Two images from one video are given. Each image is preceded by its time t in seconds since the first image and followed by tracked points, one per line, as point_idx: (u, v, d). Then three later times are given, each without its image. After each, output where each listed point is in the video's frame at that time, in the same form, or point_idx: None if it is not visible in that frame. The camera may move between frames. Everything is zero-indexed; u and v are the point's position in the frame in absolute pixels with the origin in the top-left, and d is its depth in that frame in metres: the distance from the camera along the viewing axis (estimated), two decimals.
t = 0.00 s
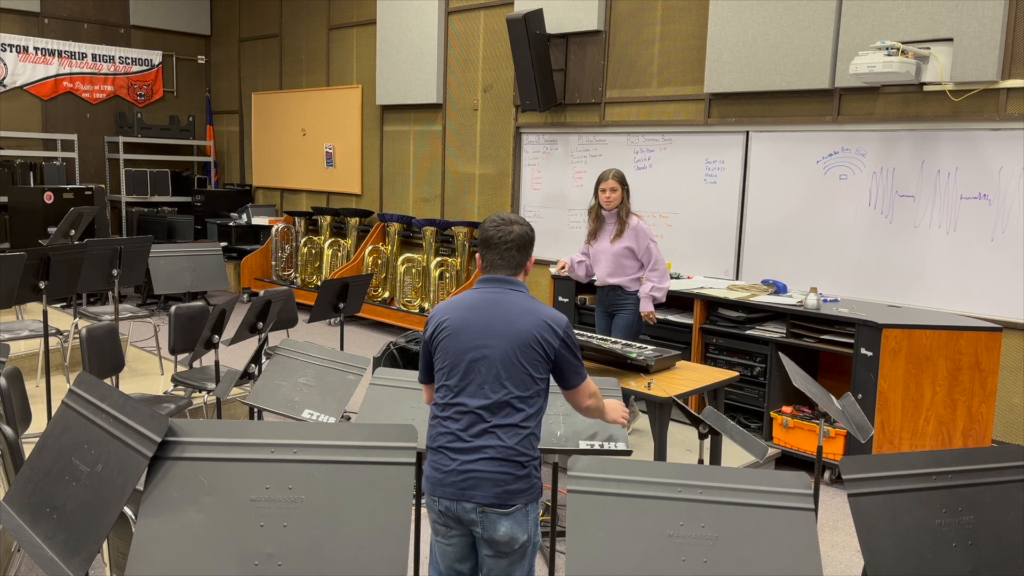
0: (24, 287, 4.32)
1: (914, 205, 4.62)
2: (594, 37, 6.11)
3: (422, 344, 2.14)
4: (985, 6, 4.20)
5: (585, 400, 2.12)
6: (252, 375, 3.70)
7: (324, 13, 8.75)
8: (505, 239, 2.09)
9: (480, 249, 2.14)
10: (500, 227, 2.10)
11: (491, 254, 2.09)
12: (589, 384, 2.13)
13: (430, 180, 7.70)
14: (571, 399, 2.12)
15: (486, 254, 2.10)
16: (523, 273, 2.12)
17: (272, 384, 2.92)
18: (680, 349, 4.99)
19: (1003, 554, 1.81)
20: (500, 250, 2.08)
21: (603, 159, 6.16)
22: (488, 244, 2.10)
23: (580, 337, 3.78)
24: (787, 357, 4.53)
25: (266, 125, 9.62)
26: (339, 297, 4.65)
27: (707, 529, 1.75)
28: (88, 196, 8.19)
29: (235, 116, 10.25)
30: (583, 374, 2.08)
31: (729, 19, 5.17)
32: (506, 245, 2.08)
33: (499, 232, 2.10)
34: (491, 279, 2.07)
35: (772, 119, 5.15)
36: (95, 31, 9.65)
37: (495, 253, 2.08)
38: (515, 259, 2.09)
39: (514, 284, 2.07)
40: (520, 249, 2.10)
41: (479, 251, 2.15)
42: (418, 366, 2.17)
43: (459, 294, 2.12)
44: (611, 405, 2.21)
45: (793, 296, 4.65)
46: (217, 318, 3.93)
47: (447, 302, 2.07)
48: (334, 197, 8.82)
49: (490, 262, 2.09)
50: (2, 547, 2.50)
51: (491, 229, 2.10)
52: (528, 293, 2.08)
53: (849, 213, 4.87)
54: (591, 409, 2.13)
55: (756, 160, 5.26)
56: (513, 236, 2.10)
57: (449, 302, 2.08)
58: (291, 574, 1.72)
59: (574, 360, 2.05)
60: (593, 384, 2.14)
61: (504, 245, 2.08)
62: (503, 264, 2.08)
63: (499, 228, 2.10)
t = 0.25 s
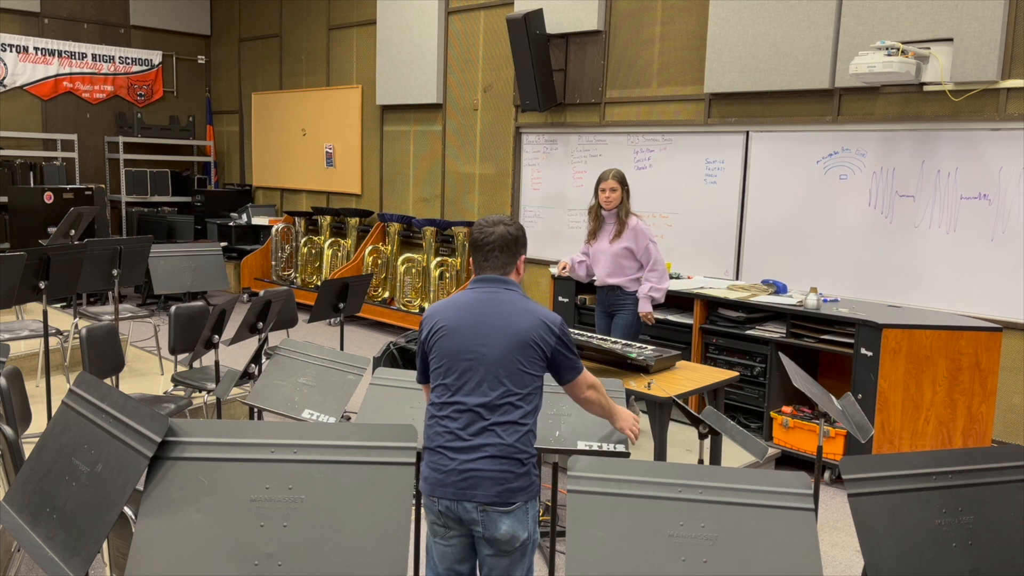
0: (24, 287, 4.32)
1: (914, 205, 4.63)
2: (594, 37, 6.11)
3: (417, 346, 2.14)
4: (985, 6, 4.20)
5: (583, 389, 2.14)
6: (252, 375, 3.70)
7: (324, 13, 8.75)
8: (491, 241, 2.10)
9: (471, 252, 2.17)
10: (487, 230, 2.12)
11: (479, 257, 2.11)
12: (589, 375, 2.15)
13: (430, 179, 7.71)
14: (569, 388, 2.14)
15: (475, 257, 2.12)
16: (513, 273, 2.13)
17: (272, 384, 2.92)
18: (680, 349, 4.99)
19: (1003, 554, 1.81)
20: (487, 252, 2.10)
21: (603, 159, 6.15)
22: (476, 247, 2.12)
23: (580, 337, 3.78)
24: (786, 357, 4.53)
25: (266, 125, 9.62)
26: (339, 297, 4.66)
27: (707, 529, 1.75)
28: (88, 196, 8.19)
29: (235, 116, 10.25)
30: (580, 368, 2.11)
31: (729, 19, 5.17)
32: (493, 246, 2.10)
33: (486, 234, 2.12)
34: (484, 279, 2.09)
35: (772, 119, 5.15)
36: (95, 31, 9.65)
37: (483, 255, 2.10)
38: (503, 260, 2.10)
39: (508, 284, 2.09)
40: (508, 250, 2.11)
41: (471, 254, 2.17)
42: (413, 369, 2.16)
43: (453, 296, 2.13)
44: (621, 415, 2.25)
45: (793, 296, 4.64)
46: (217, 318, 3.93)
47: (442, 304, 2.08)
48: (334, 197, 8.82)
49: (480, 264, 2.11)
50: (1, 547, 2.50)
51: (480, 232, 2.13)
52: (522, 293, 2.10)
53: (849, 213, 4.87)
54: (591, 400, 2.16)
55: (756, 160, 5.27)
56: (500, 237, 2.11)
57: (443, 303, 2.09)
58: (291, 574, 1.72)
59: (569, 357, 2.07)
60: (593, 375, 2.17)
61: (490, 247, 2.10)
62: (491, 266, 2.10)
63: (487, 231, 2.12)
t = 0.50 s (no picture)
0: (24, 287, 4.32)
1: (914, 205, 4.63)
2: (594, 37, 6.11)
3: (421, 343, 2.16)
4: (985, 6, 4.20)
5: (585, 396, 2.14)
6: (252, 375, 3.70)
7: (324, 13, 8.74)
8: (500, 245, 2.11)
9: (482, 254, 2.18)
10: (497, 233, 2.13)
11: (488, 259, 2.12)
12: (591, 383, 2.15)
13: (430, 179, 7.71)
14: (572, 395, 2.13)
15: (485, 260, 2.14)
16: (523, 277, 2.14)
17: (272, 384, 2.92)
18: (680, 349, 4.99)
19: (1003, 554, 1.81)
20: (497, 256, 2.11)
21: (603, 159, 6.16)
22: (486, 250, 2.13)
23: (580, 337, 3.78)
24: (786, 357, 4.53)
25: (266, 125, 9.62)
26: (339, 297, 4.66)
27: (707, 529, 1.75)
28: (88, 197, 8.19)
29: (235, 116, 10.25)
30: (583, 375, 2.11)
31: (729, 19, 5.17)
32: (502, 250, 2.11)
33: (495, 238, 2.13)
34: (492, 280, 2.10)
35: (772, 119, 5.15)
36: (95, 31, 9.65)
37: (492, 258, 2.12)
38: (513, 264, 2.11)
39: (516, 286, 2.09)
40: (517, 253, 2.12)
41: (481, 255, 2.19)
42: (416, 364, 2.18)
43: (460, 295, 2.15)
44: (623, 423, 2.27)
45: (793, 296, 4.64)
46: (217, 318, 3.93)
47: (448, 302, 2.10)
48: (334, 197, 8.82)
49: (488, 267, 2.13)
50: (2, 547, 2.50)
51: (490, 235, 2.13)
52: (529, 297, 2.10)
53: (849, 213, 4.87)
54: (593, 408, 2.16)
55: (756, 160, 5.27)
56: (510, 241, 2.12)
57: (450, 301, 2.11)
58: (291, 574, 1.72)
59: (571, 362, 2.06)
60: (597, 383, 2.16)
61: (499, 251, 2.11)
62: (499, 269, 2.11)
63: (496, 234, 2.13)
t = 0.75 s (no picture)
0: (24, 287, 4.32)
1: (914, 205, 4.62)
2: (594, 37, 6.11)
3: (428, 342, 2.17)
4: (985, 6, 4.20)
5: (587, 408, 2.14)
6: (252, 375, 3.70)
7: (324, 13, 8.74)
8: (518, 248, 2.12)
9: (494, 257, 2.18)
10: (512, 237, 2.14)
11: (503, 263, 2.13)
12: (595, 395, 2.13)
13: (430, 179, 7.71)
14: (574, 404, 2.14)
15: (499, 264, 2.14)
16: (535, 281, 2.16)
17: (272, 384, 2.92)
18: (680, 349, 5.00)
19: (1003, 554, 1.81)
20: (512, 259, 2.12)
21: (603, 159, 6.16)
22: (500, 253, 2.14)
23: (579, 337, 3.78)
24: (786, 357, 4.53)
25: (266, 125, 9.62)
26: (339, 297, 4.66)
27: (707, 529, 1.75)
28: (88, 196, 8.19)
29: (235, 116, 10.25)
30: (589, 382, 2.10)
31: (729, 19, 5.17)
32: (518, 253, 2.12)
33: (511, 241, 2.13)
34: (504, 282, 2.10)
35: (772, 119, 5.15)
36: (95, 31, 9.65)
37: (507, 261, 2.12)
38: (528, 267, 2.13)
39: (523, 288, 2.10)
40: (532, 257, 2.14)
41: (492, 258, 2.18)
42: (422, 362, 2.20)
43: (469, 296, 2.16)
44: (629, 426, 2.25)
45: (793, 296, 4.64)
46: (217, 318, 3.93)
47: (455, 302, 2.11)
48: (334, 197, 8.82)
49: (501, 270, 2.13)
50: (2, 547, 2.50)
51: (504, 237, 2.14)
52: (537, 300, 2.10)
53: (849, 213, 4.87)
54: (596, 418, 2.16)
55: (756, 160, 5.27)
56: (526, 244, 2.13)
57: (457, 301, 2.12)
58: (291, 574, 1.72)
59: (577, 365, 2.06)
60: (601, 393, 2.15)
61: (516, 254, 2.12)
62: (513, 272, 2.12)
63: (511, 237, 2.14)
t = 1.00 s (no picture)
0: (24, 287, 4.32)
1: (914, 205, 4.62)
2: (594, 37, 6.11)
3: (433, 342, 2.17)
4: (985, 6, 4.20)
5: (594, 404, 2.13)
6: (252, 375, 3.70)
7: (324, 13, 8.74)
8: (523, 247, 2.12)
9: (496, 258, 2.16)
10: (517, 236, 2.14)
11: (509, 262, 2.12)
12: (601, 390, 2.14)
13: (430, 179, 7.71)
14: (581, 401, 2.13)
15: (504, 264, 2.13)
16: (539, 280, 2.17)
17: (272, 384, 2.92)
18: (680, 349, 5.00)
19: (1003, 554, 1.81)
20: (517, 258, 2.12)
21: (603, 159, 6.16)
22: (504, 253, 2.13)
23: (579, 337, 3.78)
24: (787, 357, 4.52)
25: (266, 125, 9.62)
26: (339, 297, 4.66)
27: (707, 528, 1.75)
28: (88, 196, 8.19)
29: (235, 116, 10.25)
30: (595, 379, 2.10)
31: (729, 19, 5.17)
32: (524, 252, 2.12)
33: (516, 241, 2.13)
34: (509, 282, 2.09)
35: (772, 119, 5.15)
36: (95, 31, 9.64)
37: (512, 261, 2.12)
38: (534, 266, 2.14)
39: (526, 288, 2.09)
40: (537, 256, 2.15)
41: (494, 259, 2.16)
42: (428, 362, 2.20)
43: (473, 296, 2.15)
44: (631, 427, 2.25)
45: (794, 296, 4.64)
46: (217, 318, 3.93)
47: (459, 302, 2.10)
48: (334, 197, 8.82)
49: (507, 270, 2.12)
50: (2, 546, 2.50)
51: (508, 237, 2.14)
52: (541, 299, 2.10)
53: (849, 213, 4.87)
54: (603, 416, 2.15)
55: (756, 160, 5.26)
56: (531, 243, 2.14)
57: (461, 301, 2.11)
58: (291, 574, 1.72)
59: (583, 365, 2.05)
60: (606, 390, 2.16)
61: (521, 253, 2.12)
62: (519, 272, 2.11)
63: (516, 237, 2.14)
